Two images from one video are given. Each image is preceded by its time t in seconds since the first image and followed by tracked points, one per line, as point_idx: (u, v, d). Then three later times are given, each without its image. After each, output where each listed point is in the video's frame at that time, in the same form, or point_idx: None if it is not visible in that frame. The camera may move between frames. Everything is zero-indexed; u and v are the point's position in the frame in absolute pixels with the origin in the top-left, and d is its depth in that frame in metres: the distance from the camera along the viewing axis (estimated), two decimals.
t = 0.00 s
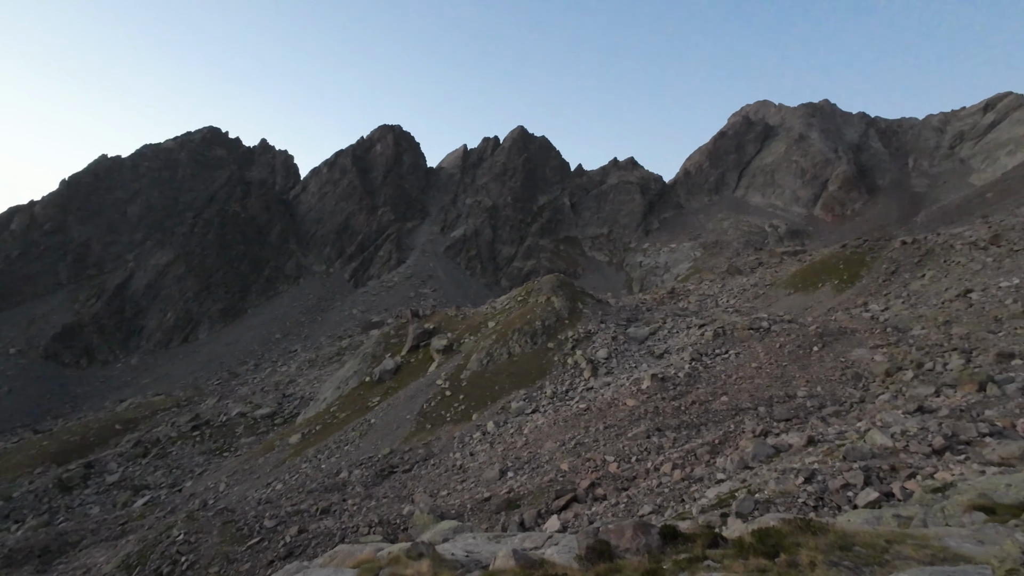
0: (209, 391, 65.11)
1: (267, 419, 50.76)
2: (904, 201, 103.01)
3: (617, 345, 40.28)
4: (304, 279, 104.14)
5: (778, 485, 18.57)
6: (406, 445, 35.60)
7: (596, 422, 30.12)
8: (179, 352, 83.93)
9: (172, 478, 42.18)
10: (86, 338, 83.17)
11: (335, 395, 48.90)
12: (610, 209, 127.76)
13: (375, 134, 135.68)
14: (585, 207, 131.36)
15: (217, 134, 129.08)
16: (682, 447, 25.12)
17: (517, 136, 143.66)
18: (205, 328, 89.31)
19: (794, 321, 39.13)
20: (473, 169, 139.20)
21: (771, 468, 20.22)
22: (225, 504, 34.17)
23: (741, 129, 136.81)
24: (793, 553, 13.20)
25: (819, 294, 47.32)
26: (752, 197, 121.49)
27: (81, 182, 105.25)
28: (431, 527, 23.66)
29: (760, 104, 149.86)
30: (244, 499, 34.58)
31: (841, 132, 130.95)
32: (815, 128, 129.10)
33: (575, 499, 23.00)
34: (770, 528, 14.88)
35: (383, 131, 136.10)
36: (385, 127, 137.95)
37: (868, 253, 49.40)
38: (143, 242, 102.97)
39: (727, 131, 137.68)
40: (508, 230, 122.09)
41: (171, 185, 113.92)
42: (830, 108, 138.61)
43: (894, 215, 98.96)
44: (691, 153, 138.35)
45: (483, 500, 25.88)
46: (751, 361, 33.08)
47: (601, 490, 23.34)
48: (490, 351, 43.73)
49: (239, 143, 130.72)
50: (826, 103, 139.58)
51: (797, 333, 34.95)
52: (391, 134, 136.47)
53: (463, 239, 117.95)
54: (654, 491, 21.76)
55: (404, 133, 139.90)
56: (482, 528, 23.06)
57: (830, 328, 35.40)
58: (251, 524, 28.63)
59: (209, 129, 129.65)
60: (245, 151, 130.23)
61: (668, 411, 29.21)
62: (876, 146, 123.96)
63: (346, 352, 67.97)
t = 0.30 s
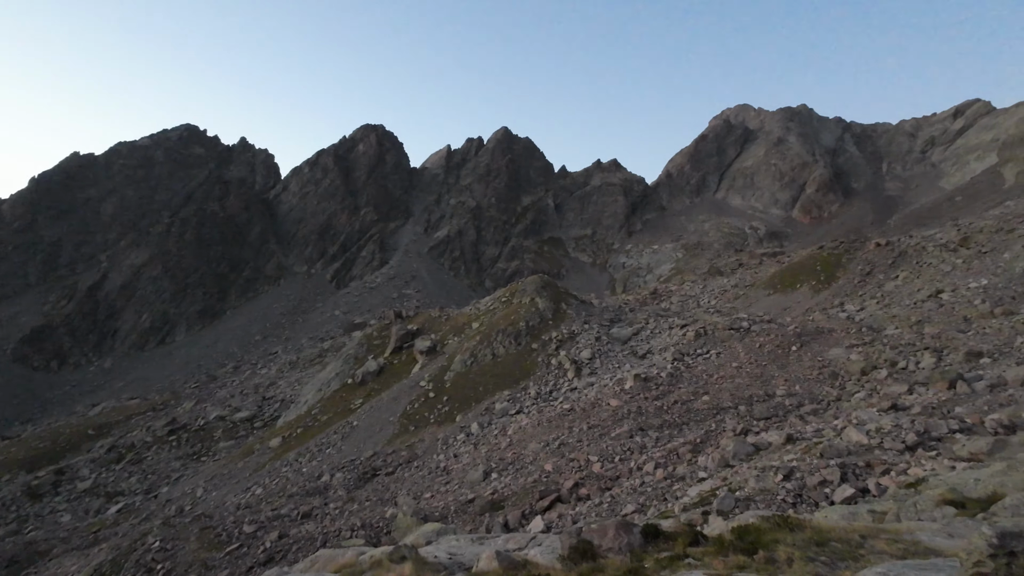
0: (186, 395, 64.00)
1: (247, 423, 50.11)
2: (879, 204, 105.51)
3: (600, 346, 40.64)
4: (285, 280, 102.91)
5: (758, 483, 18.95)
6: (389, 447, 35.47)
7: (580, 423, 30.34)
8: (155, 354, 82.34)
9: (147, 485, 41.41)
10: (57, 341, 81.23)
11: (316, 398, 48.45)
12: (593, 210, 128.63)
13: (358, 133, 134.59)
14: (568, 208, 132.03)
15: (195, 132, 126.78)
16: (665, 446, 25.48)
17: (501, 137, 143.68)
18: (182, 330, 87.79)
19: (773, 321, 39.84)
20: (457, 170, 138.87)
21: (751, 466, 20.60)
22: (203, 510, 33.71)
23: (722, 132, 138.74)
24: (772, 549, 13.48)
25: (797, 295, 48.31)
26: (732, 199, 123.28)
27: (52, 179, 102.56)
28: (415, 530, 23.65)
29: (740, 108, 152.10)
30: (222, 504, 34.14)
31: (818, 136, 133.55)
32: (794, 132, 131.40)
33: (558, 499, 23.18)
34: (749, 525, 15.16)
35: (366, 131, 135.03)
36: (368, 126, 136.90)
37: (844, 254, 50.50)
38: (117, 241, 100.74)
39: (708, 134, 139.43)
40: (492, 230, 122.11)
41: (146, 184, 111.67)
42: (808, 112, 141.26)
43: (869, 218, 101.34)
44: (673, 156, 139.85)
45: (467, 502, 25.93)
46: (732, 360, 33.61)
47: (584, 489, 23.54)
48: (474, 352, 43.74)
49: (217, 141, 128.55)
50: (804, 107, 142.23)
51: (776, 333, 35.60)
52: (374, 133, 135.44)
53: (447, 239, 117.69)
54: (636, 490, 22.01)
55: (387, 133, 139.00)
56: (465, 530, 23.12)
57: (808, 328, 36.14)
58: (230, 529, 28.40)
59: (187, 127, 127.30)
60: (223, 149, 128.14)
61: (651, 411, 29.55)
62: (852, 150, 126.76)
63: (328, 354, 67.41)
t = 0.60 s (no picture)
0: (163, 399, 62.82)
1: (226, 427, 49.41)
2: (855, 207, 107.94)
3: (584, 347, 40.95)
4: (265, 281, 101.62)
5: (739, 481, 19.31)
6: (372, 450, 35.29)
7: (564, 423, 30.53)
8: (131, 358, 80.67)
9: (122, 492, 40.56)
10: (28, 345, 79.17)
11: (297, 401, 47.94)
12: (577, 212, 129.32)
13: (340, 133, 133.48)
14: (552, 210, 132.57)
15: (171, 130, 124.46)
16: (648, 445, 25.81)
17: (484, 138, 143.63)
18: (159, 333, 86.23)
19: (753, 321, 40.54)
20: (440, 170, 138.44)
21: (732, 464, 20.96)
22: (180, 517, 33.16)
23: (703, 135, 140.50)
24: (751, 546, 13.74)
25: (776, 295, 49.20)
26: (713, 201, 124.97)
27: (21, 177, 99.73)
28: (398, 533, 23.59)
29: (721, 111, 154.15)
30: (200, 510, 33.60)
31: (796, 140, 136.06)
32: (773, 135, 133.51)
33: (543, 501, 23.32)
34: (730, 522, 15.44)
35: (349, 131, 133.94)
36: (350, 126, 135.83)
37: (821, 256, 51.55)
38: (89, 242, 98.20)
39: (689, 137, 141.05)
40: (476, 231, 122.09)
41: (121, 183, 109.28)
42: (787, 116, 143.77)
43: (845, 220, 103.53)
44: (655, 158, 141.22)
45: (451, 504, 25.94)
46: (713, 360, 34.12)
47: (569, 490, 23.71)
48: (458, 353, 43.72)
49: (195, 140, 126.34)
50: (782, 111, 144.72)
51: (756, 333, 36.25)
52: (356, 133, 134.38)
53: (430, 241, 117.37)
54: (620, 489, 22.25)
55: (369, 133, 138.04)
56: (450, 532, 23.12)
57: (787, 328, 36.84)
58: (208, 537, 28.37)
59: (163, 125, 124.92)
60: (201, 148, 126.03)
61: (634, 411, 29.88)
62: (828, 153, 129.39)
63: (309, 356, 66.78)
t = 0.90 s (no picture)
0: (138, 403, 61.63)
1: (204, 432, 48.70)
2: (832, 209, 110.20)
3: (568, 347, 41.18)
4: (245, 283, 100.29)
5: (720, 479, 19.62)
6: (355, 453, 35.05)
7: (548, 424, 30.66)
8: (105, 361, 78.90)
9: (95, 499, 39.73)
10: None
11: (278, 404, 47.43)
12: (560, 213, 129.92)
13: (321, 133, 132.24)
14: (536, 211, 132.98)
15: (147, 128, 122.14)
16: (631, 445, 26.06)
17: (468, 139, 143.48)
18: (134, 336, 84.56)
19: (734, 322, 41.15)
20: (424, 171, 137.94)
21: (714, 463, 21.28)
22: (156, 524, 32.56)
23: (685, 137, 142.03)
24: (731, 543, 13.98)
25: (756, 296, 49.98)
26: (694, 203, 126.49)
27: None
28: (381, 537, 23.47)
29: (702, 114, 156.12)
30: (177, 517, 33.03)
31: (776, 143, 138.36)
32: (753, 138, 135.59)
33: (527, 502, 23.41)
34: (711, 521, 15.64)
35: (331, 130, 132.75)
36: (332, 126, 134.69)
37: (800, 257, 52.51)
38: (61, 242, 94.33)
39: (671, 139, 142.54)
40: (459, 233, 121.95)
41: (94, 182, 106.53)
42: (766, 119, 146.13)
43: (822, 222, 105.60)
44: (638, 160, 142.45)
45: (435, 507, 25.90)
46: (695, 360, 34.56)
47: (553, 490, 23.84)
48: (442, 355, 43.66)
49: (172, 139, 124.07)
50: (762, 114, 147.03)
51: (737, 332, 36.83)
52: (339, 133, 133.25)
53: (414, 241, 116.92)
54: (604, 489, 22.43)
55: (352, 133, 136.97)
56: (434, 535, 23.09)
57: (766, 328, 37.46)
58: (185, 544, 28.12)
59: (138, 124, 122.49)
60: (178, 147, 123.96)
61: (617, 411, 30.14)
62: (806, 156, 131.83)
63: (290, 358, 66.08)
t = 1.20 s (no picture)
0: (113, 408, 60.31)
1: (181, 436, 47.92)
2: (810, 211, 112.36)
3: (553, 349, 41.40)
4: (224, 284, 98.82)
5: (702, 478, 19.91)
6: (337, 457, 34.78)
7: (533, 425, 30.77)
8: (78, 365, 76.96)
9: (67, 507, 38.80)
10: None
11: (258, 408, 46.85)
12: (544, 215, 130.42)
13: (303, 132, 130.81)
14: (520, 213, 133.24)
15: (122, 126, 119.41)
16: (615, 445, 26.27)
17: (452, 140, 143.14)
18: (108, 339, 82.68)
19: (716, 322, 41.70)
20: (408, 172, 137.31)
21: (696, 462, 21.57)
22: (131, 531, 31.90)
23: (667, 140, 143.48)
24: (712, 542, 14.21)
25: (737, 297, 50.74)
26: (676, 205, 127.92)
27: None
28: (364, 541, 23.34)
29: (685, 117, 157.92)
30: (153, 524, 32.41)
31: (756, 146, 140.58)
32: (734, 141, 137.47)
33: (512, 503, 23.50)
34: (693, 520, 15.85)
35: (313, 130, 131.35)
36: (314, 126, 133.39)
37: (779, 259, 53.39)
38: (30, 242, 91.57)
39: (654, 142, 143.91)
40: (444, 234, 121.67)
41: (66, 180, 103.51)
42: (746, 123, 148.37)
43: (801, 225, 107.63)
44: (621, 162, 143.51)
45: (419, 510, 25.84)
46: (678, 360, 34.97)
47: (537, 492, 23.93)
48: (425, 357, 43.53)
49: (148, 137, 121.48)
50: (743, 118, 149.20)
51: (718, 333, 37.34)
52: (321, 133, 131.91)
53: (397, 242, 116.34)
54: (589, 490, 22.60)
55: (334, 133, 135.73)
56: (418, 538, 23.01)
57: (747, 329, 38.00)
58: (162, 552, 27.68)
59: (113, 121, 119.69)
60: (155, 145, 121.71)
61: (601, 411, 30.36)
62: (785, 160, 134.17)
63: (271, 361, 65.31)
